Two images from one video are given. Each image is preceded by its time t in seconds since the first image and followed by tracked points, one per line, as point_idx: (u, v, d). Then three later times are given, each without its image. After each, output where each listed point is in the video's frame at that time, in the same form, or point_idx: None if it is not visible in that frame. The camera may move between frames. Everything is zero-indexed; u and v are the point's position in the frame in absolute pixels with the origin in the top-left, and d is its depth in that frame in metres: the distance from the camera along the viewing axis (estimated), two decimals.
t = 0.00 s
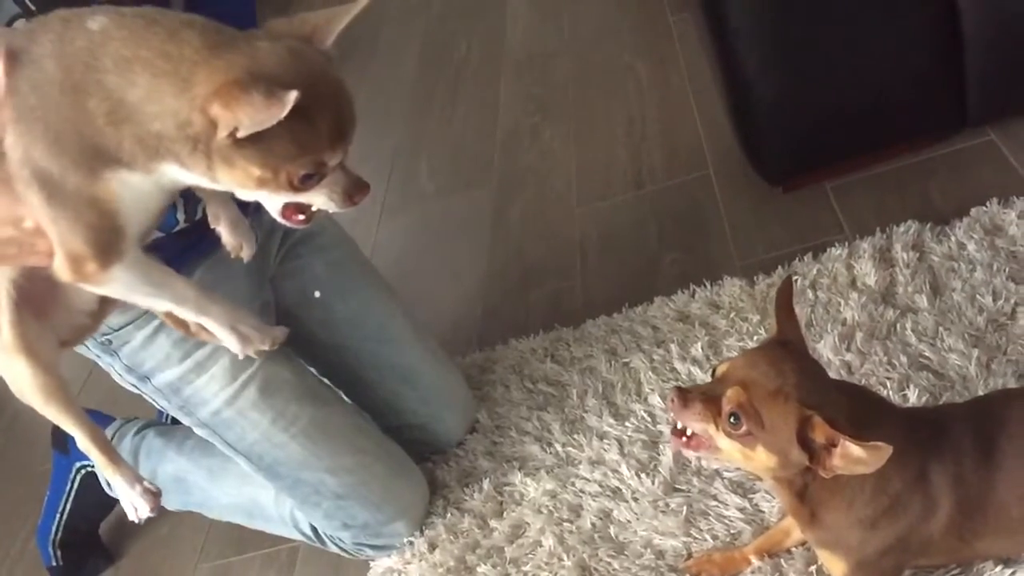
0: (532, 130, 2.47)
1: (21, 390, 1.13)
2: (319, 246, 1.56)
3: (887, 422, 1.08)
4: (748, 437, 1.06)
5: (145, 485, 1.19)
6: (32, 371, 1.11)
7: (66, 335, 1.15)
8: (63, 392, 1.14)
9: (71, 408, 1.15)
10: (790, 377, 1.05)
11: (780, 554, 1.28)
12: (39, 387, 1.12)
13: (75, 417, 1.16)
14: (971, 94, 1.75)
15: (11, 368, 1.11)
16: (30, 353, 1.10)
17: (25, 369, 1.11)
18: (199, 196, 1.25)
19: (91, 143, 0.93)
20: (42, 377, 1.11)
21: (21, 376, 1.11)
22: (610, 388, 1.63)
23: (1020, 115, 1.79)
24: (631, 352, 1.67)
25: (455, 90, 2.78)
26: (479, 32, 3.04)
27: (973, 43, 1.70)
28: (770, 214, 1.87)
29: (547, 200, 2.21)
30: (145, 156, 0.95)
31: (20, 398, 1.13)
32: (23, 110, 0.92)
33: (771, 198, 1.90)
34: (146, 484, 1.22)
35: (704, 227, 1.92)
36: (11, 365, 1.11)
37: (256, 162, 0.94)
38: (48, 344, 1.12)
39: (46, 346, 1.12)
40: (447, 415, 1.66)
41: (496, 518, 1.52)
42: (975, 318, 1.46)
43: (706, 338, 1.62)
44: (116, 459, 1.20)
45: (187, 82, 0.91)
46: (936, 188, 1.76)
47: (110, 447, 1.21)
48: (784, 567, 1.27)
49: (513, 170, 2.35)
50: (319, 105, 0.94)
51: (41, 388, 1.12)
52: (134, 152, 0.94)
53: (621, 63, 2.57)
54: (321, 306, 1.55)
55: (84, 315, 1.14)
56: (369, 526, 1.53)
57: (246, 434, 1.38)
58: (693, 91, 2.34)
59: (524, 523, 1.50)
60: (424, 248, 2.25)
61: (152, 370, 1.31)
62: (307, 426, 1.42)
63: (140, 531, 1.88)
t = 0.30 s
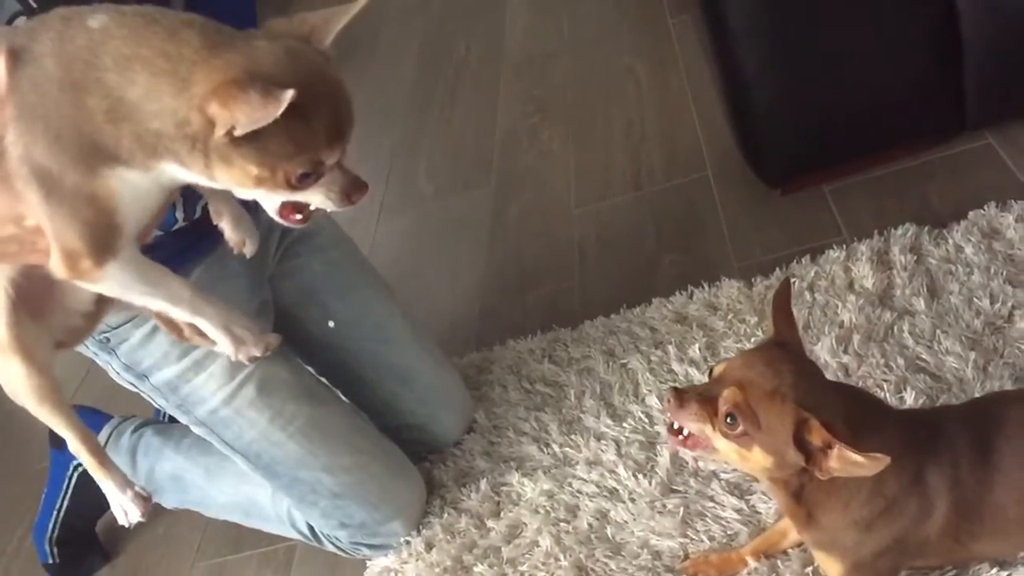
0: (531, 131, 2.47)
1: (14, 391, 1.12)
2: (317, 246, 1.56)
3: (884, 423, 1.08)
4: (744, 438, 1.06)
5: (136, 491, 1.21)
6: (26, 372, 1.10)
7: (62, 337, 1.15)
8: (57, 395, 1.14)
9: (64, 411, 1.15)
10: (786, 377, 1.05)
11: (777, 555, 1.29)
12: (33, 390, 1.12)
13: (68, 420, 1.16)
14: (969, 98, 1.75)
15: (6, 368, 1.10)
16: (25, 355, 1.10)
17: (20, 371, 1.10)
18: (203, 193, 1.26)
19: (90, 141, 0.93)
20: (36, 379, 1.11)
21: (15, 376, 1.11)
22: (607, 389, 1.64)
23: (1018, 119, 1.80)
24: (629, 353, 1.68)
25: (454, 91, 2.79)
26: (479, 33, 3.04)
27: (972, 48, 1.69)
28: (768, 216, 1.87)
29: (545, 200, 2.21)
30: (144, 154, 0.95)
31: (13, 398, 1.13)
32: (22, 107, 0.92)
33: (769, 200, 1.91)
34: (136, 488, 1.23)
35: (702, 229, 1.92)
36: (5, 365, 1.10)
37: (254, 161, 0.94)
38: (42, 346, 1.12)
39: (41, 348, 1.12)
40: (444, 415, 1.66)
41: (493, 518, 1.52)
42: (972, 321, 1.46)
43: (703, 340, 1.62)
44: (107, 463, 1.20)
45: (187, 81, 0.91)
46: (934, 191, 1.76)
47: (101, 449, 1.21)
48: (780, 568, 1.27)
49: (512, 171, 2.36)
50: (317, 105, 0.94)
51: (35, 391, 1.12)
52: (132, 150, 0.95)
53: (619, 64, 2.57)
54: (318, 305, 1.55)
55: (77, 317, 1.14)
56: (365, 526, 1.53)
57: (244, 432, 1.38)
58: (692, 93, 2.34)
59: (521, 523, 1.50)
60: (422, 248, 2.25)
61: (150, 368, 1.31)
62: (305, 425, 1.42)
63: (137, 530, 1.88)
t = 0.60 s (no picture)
0: (530, 131, 2.47)
1: (9, 390, 1.12)
2: (315, 245, 1.56)
3: (882, 425, 1.09)
4: (740, 438, 1.07)
5: (130, 493, 1.21)
6: (23, 372, 1.10)
7: (55, 337, 1.14)
8: (52, 396, 1.14)
9: (59, 412, 1.15)
10: (783, 378, 1.05)
11: (774, 555, 1.29)
12: (28, 390, 1.11)
13: (63, 421, 1.16)
14: (967, 102, 1.75)
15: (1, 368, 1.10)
16: (22, 355, 1.09)
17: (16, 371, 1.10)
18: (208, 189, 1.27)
19: (89, 138, 0.93)
20: (32, 379, 1.11)
21: (10, 376, 1.10)
22: (605, 389, 1.64)
23: (1015, 122, 1.80)
24: (627, 354, 1.68)
25: (453, 91, 2.79)
26: (479, 33, 3.04)
27: (970, 52, 1.70)
28: (767, 218, 1.87)
29: (544, 201, 2.21)
30: (143, 152, 0.95)
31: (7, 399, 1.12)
32: (22, 103, 0.92)
33: (768, 202, 1.91)
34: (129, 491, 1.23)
35: (701, 230, 1.93)
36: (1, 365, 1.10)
37: (251, 160, 0.95)
38: (38, 345, 1.12)
39: (37, 347, 1.11)
40: (442, 415, 1.66)
41: (490, 517, 1.52)
42: (970, 323, 1.46)
43: (701, 341, 1.62)
44: (101, 466, 1.20)
45: (186, 80, 0.91)
46: (932, 193, 1.76)
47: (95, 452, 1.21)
48: (777, 568, 1.27)
49: (510, 171, 2.36)
50: (316, 104, 0.95)
51: (30, 392, 1.11)
52: (131, 148, 0.95)
53: (619, 65, 2.58)
54: (316, 304, 1.55)
55: (73, 316, 1.14)
56: (362, 524, 1.53)
57: (242, 431, 1.38)
58: (691, 94, 2.34)
59: (518, 522, 1.50)
60: (421, 248, 2.25)
61: (148, 366, 1.31)
62: (303, 424, 1.42)
63: (134, 528, 1.88)
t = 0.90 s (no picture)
0: (530, 131, 2.48)
1: (9, 390, 1.12)
2: (314, 244, 1.56)
3: (879, 426, 1.09)
4: (738, 438, 1.07)
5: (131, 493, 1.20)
6: (24, 372, 1.10)
7: (54, 335, 1.14)
8: (53, 396, 1.14)
9: (59, 412, 1.15)
10: (781, 379, 1.05)
11: (771, 557, 1.29)
12: (28, 390, 1.11)
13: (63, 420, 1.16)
14: (966, 105, 1.76)
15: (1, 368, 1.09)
16: (22, 354, 1.09)
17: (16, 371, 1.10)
18: (210, 188, 1.26)
19: (90, 137, 0.93)
20: (32, 379, 1.11)
21: (11, 376, 1.10)
22: (604, 390, 1.64)
23: (1014, 126, 1.81)
24: (626, 354, 1.68)
25: (453, 91, 2.79)
26: (479, 33, 3.04)
27: (969, 55, 1.70)
28: (766, 219, 1.88)
29: (543, 201, 2.21)
30: (143, 151, 0.95)
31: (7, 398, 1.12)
32: (23, 102, 0.92)
33: (767, 203, 1.91)
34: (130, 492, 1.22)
35: (700, 231, 1.93)
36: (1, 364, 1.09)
37: (251, 160, 0.95)
38: (39, 344, 1.11)
39: (38, 346, 1.11)
40: (440, 415, 1.66)
41: (488, 517, 1.53)
42: (968, 326, 1.47)
43: (700, 342, 1.63)
44: (100, 466, 1.20)
45: (186, 80, 0.91)
46: (931, 196, 1.77)
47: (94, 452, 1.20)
48: (774, 569, 1.27)
49: (510, 171, 2.36)
50: (315, 104, 0.95)
51: (30, 392, 1.11)
52: (131, 147, 0.95)
53: (619, 66, 2.58)
54: (315, 304, 1.55)
55: (70, 314, 1.14)
56: (360, 523, 1.53)
57: (241, 429, 1.38)
58: (690, 95, 2.35)
59: (516, 522, 1.50)
60: (420, 247, 2.25)
61: (147, 365, 1.31)
62: (301, 423, 1.42)
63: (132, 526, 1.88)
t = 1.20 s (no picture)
0: (530, 131, 2.48)
1: (18, 387, 1.11)
2: (314, 242, 1.56)
3: (878, 427, 1.09)
4: (736, 438, 1.07)
5: (140, 487, 1.20)
6: (32, 369, 1.09)
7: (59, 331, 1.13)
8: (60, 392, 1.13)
9: (67, 406, 1.15)
10: (779, 378, 1.05)
11: (770, 557, 1.29)
12: (37, 387, 1.11)
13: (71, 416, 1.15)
14: (966, 107, 1.76)
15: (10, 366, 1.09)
16: (30, 350, 1.08)
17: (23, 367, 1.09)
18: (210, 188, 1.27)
19: (92, 136, 0.93)
20: (41, 375, 1.10)
21: (20, 374, 1.09)
22: (603, 389, 1.64)
23: (1014, 128, 1.81)
24: (626, 354, 1.68)
25: (453, 91, 2.79)
26: (480, 33, 3.04)
27: (970, 58, 1.70)
28: (765, 220, 1.88)
29: (543, 201, 2.21)
30: (146, 151, 0.95)
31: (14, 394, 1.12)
32: (25, 102, 0.91)
33: (767, 204, 1.91)
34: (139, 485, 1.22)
35: (700, 232, 1.93)
36: (9, 361, 1.08)
37: (254, 160, 0.95)
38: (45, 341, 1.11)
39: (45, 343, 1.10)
40: (439, 413, 1.66)
41: (487, 516, 1.53)
42: (967, 327, 1.47)
43: (700, 342, 1.63)
44: (109, 460, 1.20)
45: (189, 81, 0.92)
46: (931, 198, 1.77)
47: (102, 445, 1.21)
48: (772, 569, 1.28)
49: (509, 171, 2.36)
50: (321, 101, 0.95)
51: (38, 388, 1.11)
52: (134, 145, 0.94)
53: (619, 67, 2.58)
54: (314, 302, 1.55)
55: (73, 307, 1.13)
56: (359, 522, 1.53)
57: (240, 427, 1.38)
58: (691, 96, 2.35)
59: (515, 521, 1.50)
60: (419, 247, 2.25)
61: (147, 362, 1.30)
62: (301, 421, 1.42)
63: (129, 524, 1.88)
